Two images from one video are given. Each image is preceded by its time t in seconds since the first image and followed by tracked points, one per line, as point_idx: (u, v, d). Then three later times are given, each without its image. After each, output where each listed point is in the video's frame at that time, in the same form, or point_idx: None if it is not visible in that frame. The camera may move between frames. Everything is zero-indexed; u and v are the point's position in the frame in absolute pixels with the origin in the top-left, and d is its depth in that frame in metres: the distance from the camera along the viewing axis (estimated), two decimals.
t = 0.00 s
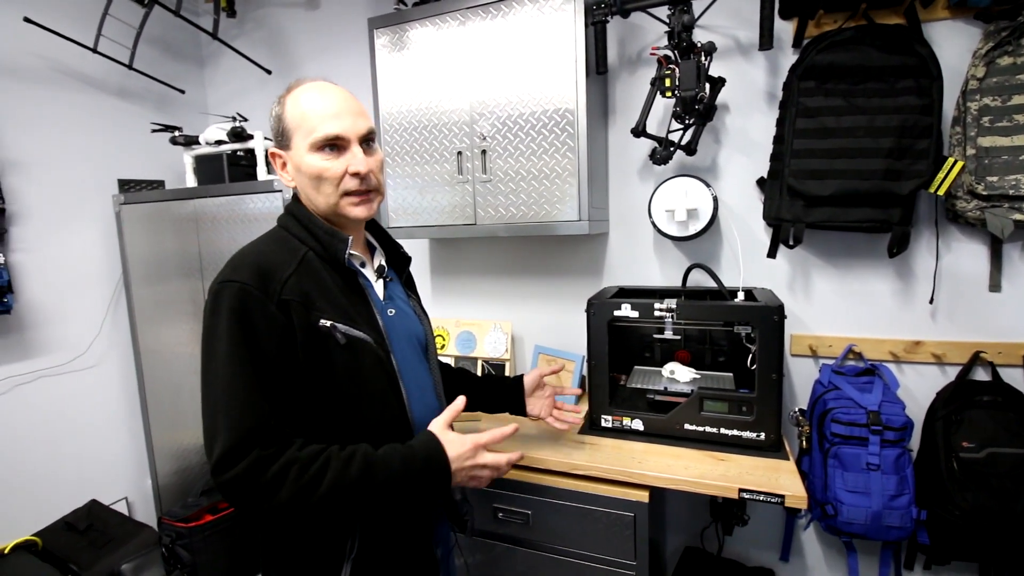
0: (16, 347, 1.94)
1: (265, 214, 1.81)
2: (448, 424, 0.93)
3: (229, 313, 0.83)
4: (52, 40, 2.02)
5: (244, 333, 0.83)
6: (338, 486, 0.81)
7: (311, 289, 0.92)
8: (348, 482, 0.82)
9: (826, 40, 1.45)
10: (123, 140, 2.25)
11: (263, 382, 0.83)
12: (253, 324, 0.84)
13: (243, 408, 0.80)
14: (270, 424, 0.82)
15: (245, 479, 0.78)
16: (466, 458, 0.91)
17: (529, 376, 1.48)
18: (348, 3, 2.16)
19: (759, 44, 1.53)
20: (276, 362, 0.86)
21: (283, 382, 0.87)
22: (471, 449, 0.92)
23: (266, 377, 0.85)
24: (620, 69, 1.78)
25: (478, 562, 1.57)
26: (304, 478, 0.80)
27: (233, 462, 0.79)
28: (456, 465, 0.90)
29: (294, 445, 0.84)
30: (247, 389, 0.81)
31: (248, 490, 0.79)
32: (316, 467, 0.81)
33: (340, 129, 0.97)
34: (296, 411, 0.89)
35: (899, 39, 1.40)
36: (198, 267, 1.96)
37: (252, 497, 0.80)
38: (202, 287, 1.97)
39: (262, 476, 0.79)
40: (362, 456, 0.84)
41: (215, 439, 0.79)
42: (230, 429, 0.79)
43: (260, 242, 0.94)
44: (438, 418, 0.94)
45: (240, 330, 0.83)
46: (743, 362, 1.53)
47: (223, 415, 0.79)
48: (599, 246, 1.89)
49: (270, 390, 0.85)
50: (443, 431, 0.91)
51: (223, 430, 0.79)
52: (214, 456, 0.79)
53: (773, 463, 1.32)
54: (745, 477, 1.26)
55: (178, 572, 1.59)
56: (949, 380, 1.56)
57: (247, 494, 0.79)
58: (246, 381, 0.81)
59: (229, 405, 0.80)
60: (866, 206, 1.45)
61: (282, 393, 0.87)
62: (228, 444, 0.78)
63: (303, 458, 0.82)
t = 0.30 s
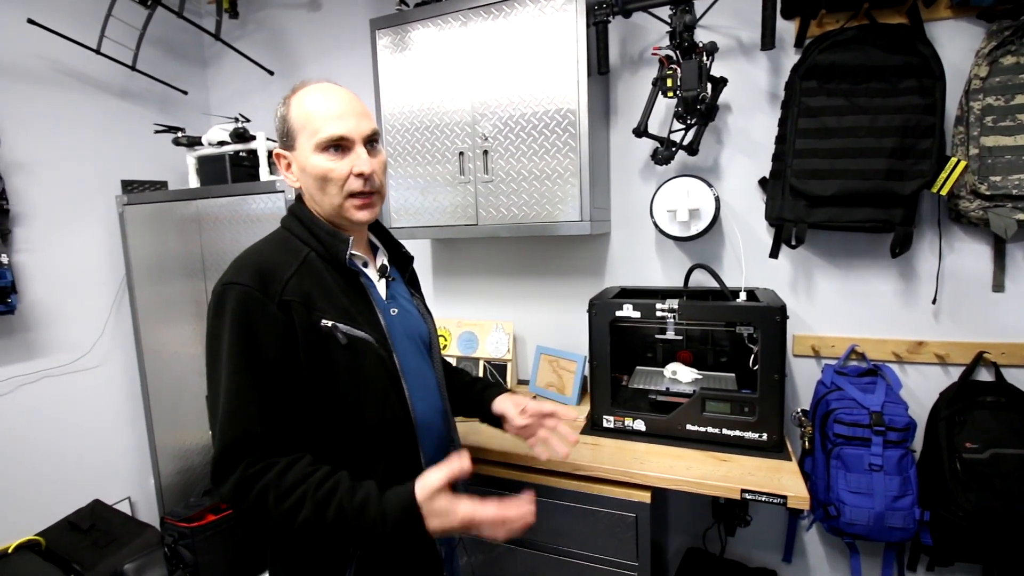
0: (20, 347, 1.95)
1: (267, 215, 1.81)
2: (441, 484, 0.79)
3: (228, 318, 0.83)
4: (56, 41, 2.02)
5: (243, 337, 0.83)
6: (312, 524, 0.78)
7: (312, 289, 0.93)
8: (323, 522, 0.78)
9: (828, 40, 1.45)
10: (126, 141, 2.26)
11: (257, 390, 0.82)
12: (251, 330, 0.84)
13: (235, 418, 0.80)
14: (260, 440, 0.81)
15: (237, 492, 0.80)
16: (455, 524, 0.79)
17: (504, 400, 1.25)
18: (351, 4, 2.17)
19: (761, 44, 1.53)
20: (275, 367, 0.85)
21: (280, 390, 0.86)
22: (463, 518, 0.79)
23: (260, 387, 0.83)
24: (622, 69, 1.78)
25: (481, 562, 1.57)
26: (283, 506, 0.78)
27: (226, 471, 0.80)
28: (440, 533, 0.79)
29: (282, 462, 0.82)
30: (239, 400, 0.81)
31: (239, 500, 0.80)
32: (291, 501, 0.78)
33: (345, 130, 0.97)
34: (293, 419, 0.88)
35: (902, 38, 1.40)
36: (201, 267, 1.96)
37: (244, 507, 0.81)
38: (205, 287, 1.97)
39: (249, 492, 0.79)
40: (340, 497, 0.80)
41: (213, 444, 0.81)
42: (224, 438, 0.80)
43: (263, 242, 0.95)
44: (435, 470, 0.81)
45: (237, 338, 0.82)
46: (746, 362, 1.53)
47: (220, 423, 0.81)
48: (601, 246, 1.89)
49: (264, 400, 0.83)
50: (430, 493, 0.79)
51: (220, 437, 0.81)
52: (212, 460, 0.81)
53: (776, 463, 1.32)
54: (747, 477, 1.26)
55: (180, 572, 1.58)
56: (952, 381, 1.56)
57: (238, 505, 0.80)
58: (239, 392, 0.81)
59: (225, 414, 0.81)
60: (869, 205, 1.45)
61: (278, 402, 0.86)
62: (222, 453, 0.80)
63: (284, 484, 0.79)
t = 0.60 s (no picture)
0: (23, 348, 1.95)
1: (268, 217, 1.82)
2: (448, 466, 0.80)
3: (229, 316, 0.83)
4: (59, 43, 2.03)
5: (243, 335, 0.83)
6: (312, 509, 0.77)
7: (313, 291, 0.93)
8: (325, 505, 0.77)
9: (829, 42, 1.46)
10: (129, 143, 2.27)
11: (257, 389, 0.82)
12: (251, 329, 0.84)
13: (234, 415, 0.80)
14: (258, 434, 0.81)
15: (232, 486, 0.78)
16: (450, 507, 0.77)
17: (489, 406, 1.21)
18: (353, 7, 2.18)
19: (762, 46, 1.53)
20: (275, 366, 0.85)
21: (279, 388, 0.86)
22: (460, 499, 0.77)
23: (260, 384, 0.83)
24: (623, 71, 1.78)
25: (482, 564, 1.56)
26: (282, 494, 0.77)
27: (222, 467, 0.79)
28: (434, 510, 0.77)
29: (282, 453, 0.82)
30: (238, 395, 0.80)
31: (235, 497, 0.79)
32: (292, 485, 0.78)
33: (343, 132, 0.97)
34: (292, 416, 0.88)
35: (903, 40, 1.40)
36: (203, 269, 1.97)
37: (240, 504, 0.79)
38: (206, 289, 1.97)
39: (246, 485, 0.78)
40: (341, 477, 0.79)
41: (211, 441, 0.81)
42: (222, 434, 0.79)
43: (265, 244, 0.96)
44: (450, 453, 0.83)
45: (238, 333, 0.82)
46: (747, 364, 1.53)
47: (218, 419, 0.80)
48: (602, 248, 1.89)
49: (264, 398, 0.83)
50: (437, 469, 0.80)
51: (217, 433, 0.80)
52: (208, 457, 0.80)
53: (777, 466, 1.32)
54: (749, 480, 1.25)
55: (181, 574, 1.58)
56: (955, 383, 1.55)
57: (233, 501, 0.79)
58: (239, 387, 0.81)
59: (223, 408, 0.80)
60: (870, 207, 1.45)
61: (277, 400, 0.86)
62: (218, 448, 0.79)
63: (284, 475, 0.79)
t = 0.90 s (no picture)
0: (26, 350, 1.96)
1: (271, 218, 1.82)
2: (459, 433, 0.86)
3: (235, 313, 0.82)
4: (63, 46, 2.04)
5: (251, 332, 0.82)
6: (331, 491, 0.79)
7: (318, 291, 0.93)
8: (345, 485, 0.79)
9: (830, 44, 1.45)
10: (132, 145, 2.28)
11: (266, 384, 0.82)
12: (258, 325, 0.83)
13: (242, 410, 0.78)
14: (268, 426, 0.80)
15: (245, 479, 0.77)
16: (465, 467, 0.83)
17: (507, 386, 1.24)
18: (355, 9, 2.18)
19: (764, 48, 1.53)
20: (283, 362, 0.85)
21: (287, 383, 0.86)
22: (473, 458, 0.84)
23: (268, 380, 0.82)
24: (624, 73, 1.78)
25: (483, 566, 1.56)
26: (300, 479, 0.78)
27: (232, 461, 0.77)
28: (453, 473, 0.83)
29: (294, 443, 0.82)
30: (248, 390, 0.79)
31: (246, 492, 0.77)
32: (310, 469, 0.78)
33: (347, 132, 0.98)
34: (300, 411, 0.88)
35: (906, 42, 1.39)
36: (205, 271, 1.97)
37: (252, 498, 0.78)
38: (208, 290, 1.98)
39: (259, 476, 0.77)
40: (359, 459, 0.81)
41: (219, 436, 0.79)
42: (231, 428, 0.78)
43: (270, 244, 0.96)
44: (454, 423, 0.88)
45: (245, 328, 0.82)
46: (749, 366, 1.53)
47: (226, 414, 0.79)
48: (604, 249, 1.89)
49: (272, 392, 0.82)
50: (450, 438, 0.85)
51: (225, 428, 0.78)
52: (216, 453, 0.78)
53: (779, 468, 1.32)
54: (751, 482, 1.25)
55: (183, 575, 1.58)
56: (957, 385, 1.55)
57: (245, 495, 0.77)
58: (248, 381, 0.80)
59: (231, 403, 0.79)
60: (872, 209, 1.44)
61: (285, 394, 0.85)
62: (227, 443, 0.77)
63: (299, 462, 0.79)
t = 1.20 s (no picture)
0: (29, 351, 1.96)
1: (273, 220, 1.82)
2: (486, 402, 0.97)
3: (254, 302, 0.84)
4: (67, 49, 2.05)
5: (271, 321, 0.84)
6: (371, 464, 0.82)
7: (331, 286, 0.94)
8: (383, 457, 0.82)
9: (832, 47, 1.46)
10: (134, 147, 2.28)
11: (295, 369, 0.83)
12: (277, 314, 0.85)
13: (276, 392, 0.80)
14: (304, 408, 0.82)
15: (282, 460, 0.78)
16: (494, 429, 0.92)
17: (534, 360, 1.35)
18: (357, 12, 2.19)
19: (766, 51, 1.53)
20: (304, 350, 0.86)
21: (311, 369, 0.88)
22: (500, 420, 0.93)
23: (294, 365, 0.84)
24: (626, 75, 1.78)
25: (484, 568, 1.56)
26: (339, 454, 0.81)
27: (270, 443, 0.79)
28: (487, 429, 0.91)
29: (325, 424, 0.84)
30: (276, 374, 0.81)
31: (285, 472, 0.78)
32: (349, 445, 0.81)
33: (359, 133, 1.01)
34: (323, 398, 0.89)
35: (907, 45, 1.40)
36: (207, 272, 1.98)
37: (286, 481, 0.79)
38: (210, 292, 1.98)
39: (297, 456, 0.79)
40: (393, 435, 0.85)
41: (249, 423, 0.79)
42: (266, 412, 0.79)
43: (279, 241, 0.96)
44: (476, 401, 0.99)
45: (266, 317, 0.84)
46: (751, 369, 1.52)
47: (255, 399, 0.80)
48: (605, 252, 1.89)
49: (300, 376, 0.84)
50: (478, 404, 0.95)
51: (256, 413, 0.79)
52: (248, 439, 0.78)
53: (781, 471, 1.31)
54: (753, 485, 1.25)
55: None
56: (960, 388, 1.54)
57: (284, 476, 0.78)
58: (277, 365, 0.81)
59: (262, 387, 0.80)
60: (874, 212, 1.44)
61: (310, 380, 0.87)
62: (263, 426, 0.79)
63: (336, 438, 0.82)
